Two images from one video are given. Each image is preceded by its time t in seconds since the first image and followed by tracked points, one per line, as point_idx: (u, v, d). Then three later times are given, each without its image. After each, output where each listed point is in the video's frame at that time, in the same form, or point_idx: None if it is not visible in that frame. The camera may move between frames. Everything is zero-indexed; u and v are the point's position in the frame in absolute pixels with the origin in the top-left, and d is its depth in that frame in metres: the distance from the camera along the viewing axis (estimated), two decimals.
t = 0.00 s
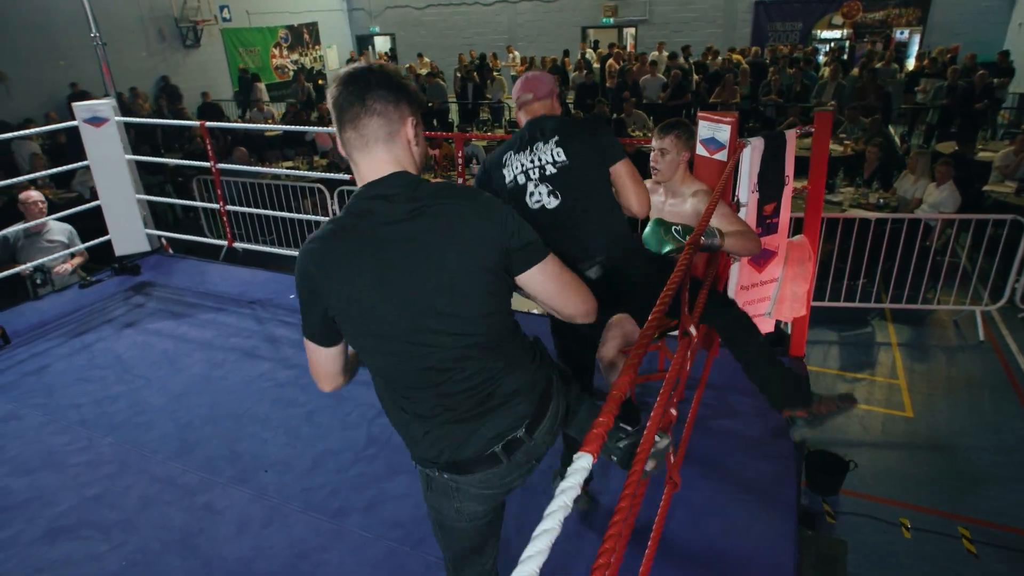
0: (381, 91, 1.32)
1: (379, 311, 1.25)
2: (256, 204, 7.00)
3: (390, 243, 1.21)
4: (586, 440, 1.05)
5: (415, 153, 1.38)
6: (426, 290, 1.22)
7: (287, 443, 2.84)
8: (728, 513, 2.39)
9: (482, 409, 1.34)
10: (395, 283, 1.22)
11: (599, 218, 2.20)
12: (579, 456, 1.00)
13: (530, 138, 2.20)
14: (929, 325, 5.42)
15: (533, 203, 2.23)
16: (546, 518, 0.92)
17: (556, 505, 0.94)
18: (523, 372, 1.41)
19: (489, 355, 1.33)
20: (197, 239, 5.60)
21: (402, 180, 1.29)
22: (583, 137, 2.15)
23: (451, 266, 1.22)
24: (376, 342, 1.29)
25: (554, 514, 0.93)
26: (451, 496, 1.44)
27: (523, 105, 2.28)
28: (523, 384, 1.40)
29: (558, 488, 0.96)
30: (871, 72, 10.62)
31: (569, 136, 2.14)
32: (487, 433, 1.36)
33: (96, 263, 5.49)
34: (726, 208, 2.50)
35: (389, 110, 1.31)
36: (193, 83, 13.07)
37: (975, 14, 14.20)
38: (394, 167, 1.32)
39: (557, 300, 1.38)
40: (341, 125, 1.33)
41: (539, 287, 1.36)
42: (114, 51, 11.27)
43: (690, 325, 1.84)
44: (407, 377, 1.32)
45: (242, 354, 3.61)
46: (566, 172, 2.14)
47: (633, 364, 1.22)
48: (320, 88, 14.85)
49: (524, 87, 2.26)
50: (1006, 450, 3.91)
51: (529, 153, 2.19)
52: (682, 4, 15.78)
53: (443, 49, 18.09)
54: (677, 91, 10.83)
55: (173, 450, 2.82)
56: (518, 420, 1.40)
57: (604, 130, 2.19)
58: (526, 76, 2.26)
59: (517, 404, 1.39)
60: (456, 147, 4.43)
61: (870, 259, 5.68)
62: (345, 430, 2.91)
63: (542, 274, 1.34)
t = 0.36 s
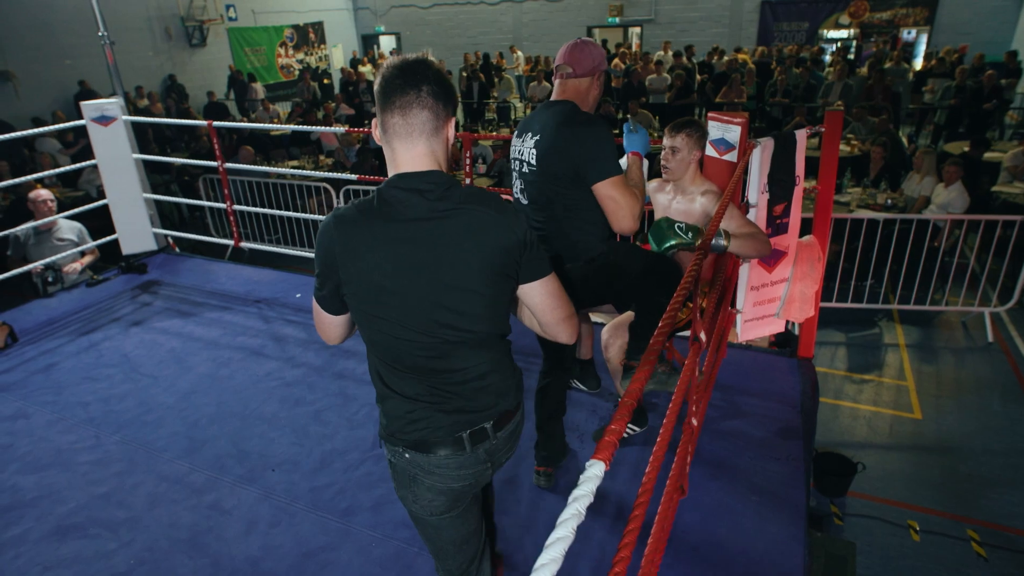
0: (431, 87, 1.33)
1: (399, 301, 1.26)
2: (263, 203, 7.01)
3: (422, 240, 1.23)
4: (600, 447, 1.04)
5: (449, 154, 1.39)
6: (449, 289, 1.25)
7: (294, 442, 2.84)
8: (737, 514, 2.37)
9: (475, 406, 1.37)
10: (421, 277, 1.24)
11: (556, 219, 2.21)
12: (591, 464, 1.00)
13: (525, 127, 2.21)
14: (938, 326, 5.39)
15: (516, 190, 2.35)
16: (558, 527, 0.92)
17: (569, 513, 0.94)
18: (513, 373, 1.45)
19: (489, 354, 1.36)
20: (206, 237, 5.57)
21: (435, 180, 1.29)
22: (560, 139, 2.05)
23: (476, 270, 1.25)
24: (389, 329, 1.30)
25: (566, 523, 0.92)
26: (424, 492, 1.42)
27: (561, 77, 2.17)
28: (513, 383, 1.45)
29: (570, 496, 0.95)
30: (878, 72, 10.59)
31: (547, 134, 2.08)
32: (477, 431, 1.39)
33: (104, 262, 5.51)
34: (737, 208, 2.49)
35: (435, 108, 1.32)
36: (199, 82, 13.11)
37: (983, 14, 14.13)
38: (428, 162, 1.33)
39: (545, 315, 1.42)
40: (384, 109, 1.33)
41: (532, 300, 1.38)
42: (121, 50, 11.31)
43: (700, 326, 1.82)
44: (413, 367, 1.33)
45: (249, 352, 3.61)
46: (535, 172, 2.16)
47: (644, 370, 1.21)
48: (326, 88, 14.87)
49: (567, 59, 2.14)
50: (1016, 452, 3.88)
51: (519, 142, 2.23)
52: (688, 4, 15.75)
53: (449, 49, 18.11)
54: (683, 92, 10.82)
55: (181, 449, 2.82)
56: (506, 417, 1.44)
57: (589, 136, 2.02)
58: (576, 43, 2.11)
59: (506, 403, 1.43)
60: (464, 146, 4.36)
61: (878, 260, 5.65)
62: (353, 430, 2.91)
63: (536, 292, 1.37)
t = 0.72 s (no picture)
0: (446, 95, 1.50)
1: (387, 273, 1.46)
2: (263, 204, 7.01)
3: (419, 224, 1.43)
4: (605, 443, 1.05)
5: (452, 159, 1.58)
6: (433, 270, 1.46)
7: (296, 442, 2.84)
8: (739, 515, 2.37)
9: (436, 377, 1.57)
10: (410, 255, 1.44)
11: (577, 237, 2.03)
12: (599, 459, 1.00)
13: (553, 141, 2.11)
14: (940, 327, 5.38)
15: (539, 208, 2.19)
16: (565, 523, 0.92)
17: (576, 509, 0.93)
18: (472, 361, 1.65)
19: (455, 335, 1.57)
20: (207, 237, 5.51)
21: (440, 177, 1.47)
22: (589, 149, 1.93)
23: (460, 258, 1.46)
24: (372, 293, 1.49)
25: (573, 518, 0.92)
26: (371, 440, 1.61)
27: (588, 92, 2.08)
28: (472, 371, 1.64)
29: (577, 492, 0.96)
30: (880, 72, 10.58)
31: (576, 145, 1.96)
32: (429, 401, 1.59)
33: (105, 263, 5.51)
34: (739, 206, 2.47)
35: (447, 115, 1.50)
36: (200, 82, 13.12)
37: (984, 14, 14.12)
38: (434, 158, 1.51)
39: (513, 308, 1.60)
40: (403, 107, 1.49)
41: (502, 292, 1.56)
42: (123, 50, 11.32)
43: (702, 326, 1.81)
44: (390, 334, 1.53)
45: (250, 353, 3.61)
46: (563, 186, 2.02)
47: (648, 367, 1.22)
48: (327, 88, 14.88)
49: (597, 72, 2.04)
50: (1017, 453, 3.87)
51: (545, 157, 2.12)
52: (690, 4, 15.74)
53: (450, 49, 18.11)
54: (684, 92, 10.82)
55: (182, 449, 2.82)
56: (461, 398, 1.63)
57: (620, 147, 1.91)
58: (605, 56, 2.01)
59: (463, 384, 1.63)
60: (466, 146, 4.28)
61: (879, 259, 5.64)
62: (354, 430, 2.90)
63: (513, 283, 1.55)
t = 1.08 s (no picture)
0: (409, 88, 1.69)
1: (349, 237, 1.66)
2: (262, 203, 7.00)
3: (376, 193, 1.63)
4: (608, 443, 1.05)
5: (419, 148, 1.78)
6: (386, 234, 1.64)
7: (295, 442, 2.84)
8: (738, 515, 2.37)
9: (394, 334, 1.74)
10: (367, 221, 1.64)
11: (598, 239, 2.03)
12: (601, 459, 1.00)
13: (565, 143, 2.10)
14: (939, 326, 5.39)
15: (555, 211, 2.17)
16: (568, 523, 0.92)
17: (579, 510, 0.93)
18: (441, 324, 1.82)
19: (413, 299, 1.74)
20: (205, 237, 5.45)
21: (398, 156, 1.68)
22: (606, 148, 1.94)
23: (413, 226, 1.64)
24: (345, 257, 1.69)
25: (576, 519, 0.92)
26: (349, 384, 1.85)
27: (595, 93, 2.06)
28: (432, 336, 1.78)
29: (580, 493, 0.96)
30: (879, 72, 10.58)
31: (594, 145, 1.96)
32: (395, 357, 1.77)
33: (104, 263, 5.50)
34: (738, 208, 2.47)
35: (408, 106, 1.68)
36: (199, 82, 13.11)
37: (983, 14, 14.13)
38: (399, 144, 1.70)
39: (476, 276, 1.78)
40: (367, 103, 1.70)
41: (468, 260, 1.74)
42: (122, 50, 11.31)
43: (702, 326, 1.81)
44: (357, 293, 1.74)
45: (249, 353, 3.60)
46: (581, 188, 2.01)
47: (650, 366, 1.22)
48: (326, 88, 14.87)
49: (601, 73, 2.03)
50: (1016, 453, 3.87)
51: (557, 160, 2.12)
52: (689, 4, 15.73)
53: (449, 49, 18.10)
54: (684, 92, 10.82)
55: (181, 449, 2.82)
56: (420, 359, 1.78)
57: (636, 141, 1.91)
58: (608, 58, 2.01)
59: (422, 345, 1.77)
60: (466, 146, 4.23)
61: (878, 259, 5.64)
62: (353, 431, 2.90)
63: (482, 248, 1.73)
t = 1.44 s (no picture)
0: (326, 65, 1.96)
1: (282, 200, 1.98)
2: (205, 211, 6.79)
3: (299, 158, 1.95)
4: (557, 440, 1.06)
5: (342, 119, 2.06)
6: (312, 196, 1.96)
7: (246, 456, 2.76)
8: (692, 503, 2.42)
9: (324, 279, 2.05)
10: (297, 185, 1.96)
11: (519, 223, 2.10)
12: (551, 458, 1.01)
13: (493, 132, 2.15)
14: (876, 312, 5.63)
15: (484, 198, 2.24)
16: (519, 523, 0.92)
17: (528, 509, 0.94)
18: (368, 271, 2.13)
19: (343, 249, 2.06)
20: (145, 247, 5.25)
21: (316, 128, 1.97)
22: (525, 135, 2.01)
23: (334, 186, 1.95)
24: (280, 215, 2.02)
25: (526, 518, 0.93)
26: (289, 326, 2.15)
27: (524, 85, 2.10)
28: (359, 280, 2.09)
29: (530, 492, 0.96)
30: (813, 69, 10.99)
31: (517, 133, 2.02)
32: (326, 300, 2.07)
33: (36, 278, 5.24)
34: (682, 205, 2.53)
35: (322, 83, 1.95)
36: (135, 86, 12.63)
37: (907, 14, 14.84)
38: (320, 119, 2.00)
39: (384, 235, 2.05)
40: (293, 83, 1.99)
41: (372, 222, 2.03)
42: (49, 54, 10.80)
43: (651, 321, 1.84)
44: (294, 249, 2.06)
45: (195, 366, 3.49)
46: (504, 175, 2.08)
47: (599, 361, 1.23)
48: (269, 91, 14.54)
49: (532, 67, 2.07)
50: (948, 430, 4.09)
51: (486, 148, 2.17)
52: (633, 4, 15.99)
53: (395, 50, 17.94)
54: (630, 91, 11.01)
55: (124, 470, 2.71)
56: (354, 300, 2.09)
57: (555, 129, 1.99)
58: (540, 53, 2.05)
59: (354, 289, 2.08)
60: (414, 148, 4.18)
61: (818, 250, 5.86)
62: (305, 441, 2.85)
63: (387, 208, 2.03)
